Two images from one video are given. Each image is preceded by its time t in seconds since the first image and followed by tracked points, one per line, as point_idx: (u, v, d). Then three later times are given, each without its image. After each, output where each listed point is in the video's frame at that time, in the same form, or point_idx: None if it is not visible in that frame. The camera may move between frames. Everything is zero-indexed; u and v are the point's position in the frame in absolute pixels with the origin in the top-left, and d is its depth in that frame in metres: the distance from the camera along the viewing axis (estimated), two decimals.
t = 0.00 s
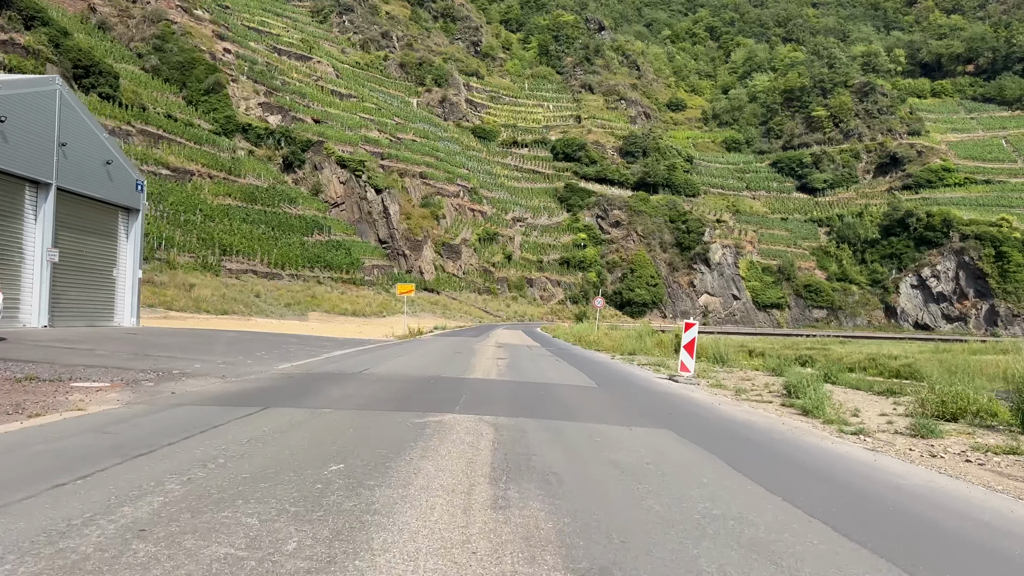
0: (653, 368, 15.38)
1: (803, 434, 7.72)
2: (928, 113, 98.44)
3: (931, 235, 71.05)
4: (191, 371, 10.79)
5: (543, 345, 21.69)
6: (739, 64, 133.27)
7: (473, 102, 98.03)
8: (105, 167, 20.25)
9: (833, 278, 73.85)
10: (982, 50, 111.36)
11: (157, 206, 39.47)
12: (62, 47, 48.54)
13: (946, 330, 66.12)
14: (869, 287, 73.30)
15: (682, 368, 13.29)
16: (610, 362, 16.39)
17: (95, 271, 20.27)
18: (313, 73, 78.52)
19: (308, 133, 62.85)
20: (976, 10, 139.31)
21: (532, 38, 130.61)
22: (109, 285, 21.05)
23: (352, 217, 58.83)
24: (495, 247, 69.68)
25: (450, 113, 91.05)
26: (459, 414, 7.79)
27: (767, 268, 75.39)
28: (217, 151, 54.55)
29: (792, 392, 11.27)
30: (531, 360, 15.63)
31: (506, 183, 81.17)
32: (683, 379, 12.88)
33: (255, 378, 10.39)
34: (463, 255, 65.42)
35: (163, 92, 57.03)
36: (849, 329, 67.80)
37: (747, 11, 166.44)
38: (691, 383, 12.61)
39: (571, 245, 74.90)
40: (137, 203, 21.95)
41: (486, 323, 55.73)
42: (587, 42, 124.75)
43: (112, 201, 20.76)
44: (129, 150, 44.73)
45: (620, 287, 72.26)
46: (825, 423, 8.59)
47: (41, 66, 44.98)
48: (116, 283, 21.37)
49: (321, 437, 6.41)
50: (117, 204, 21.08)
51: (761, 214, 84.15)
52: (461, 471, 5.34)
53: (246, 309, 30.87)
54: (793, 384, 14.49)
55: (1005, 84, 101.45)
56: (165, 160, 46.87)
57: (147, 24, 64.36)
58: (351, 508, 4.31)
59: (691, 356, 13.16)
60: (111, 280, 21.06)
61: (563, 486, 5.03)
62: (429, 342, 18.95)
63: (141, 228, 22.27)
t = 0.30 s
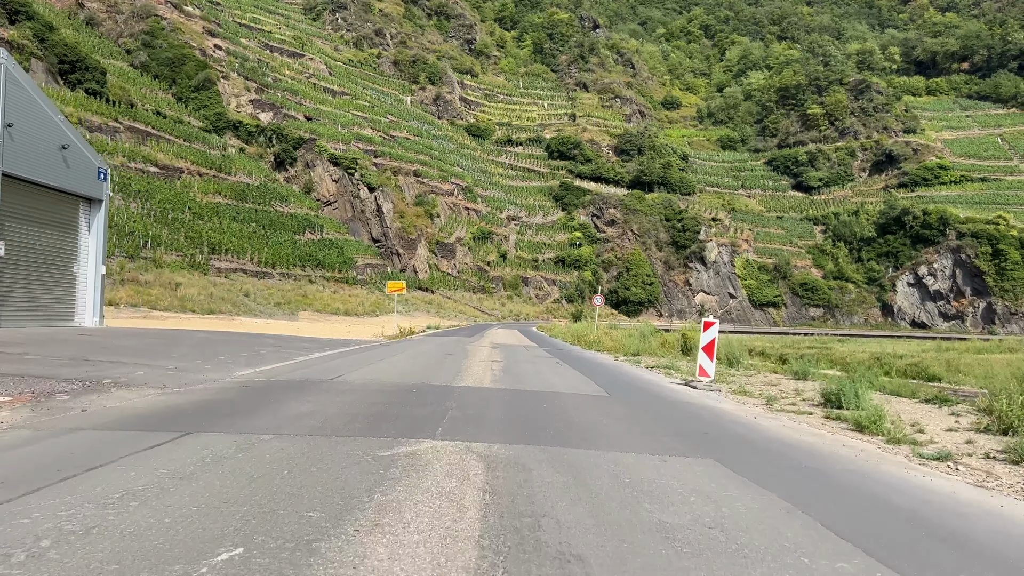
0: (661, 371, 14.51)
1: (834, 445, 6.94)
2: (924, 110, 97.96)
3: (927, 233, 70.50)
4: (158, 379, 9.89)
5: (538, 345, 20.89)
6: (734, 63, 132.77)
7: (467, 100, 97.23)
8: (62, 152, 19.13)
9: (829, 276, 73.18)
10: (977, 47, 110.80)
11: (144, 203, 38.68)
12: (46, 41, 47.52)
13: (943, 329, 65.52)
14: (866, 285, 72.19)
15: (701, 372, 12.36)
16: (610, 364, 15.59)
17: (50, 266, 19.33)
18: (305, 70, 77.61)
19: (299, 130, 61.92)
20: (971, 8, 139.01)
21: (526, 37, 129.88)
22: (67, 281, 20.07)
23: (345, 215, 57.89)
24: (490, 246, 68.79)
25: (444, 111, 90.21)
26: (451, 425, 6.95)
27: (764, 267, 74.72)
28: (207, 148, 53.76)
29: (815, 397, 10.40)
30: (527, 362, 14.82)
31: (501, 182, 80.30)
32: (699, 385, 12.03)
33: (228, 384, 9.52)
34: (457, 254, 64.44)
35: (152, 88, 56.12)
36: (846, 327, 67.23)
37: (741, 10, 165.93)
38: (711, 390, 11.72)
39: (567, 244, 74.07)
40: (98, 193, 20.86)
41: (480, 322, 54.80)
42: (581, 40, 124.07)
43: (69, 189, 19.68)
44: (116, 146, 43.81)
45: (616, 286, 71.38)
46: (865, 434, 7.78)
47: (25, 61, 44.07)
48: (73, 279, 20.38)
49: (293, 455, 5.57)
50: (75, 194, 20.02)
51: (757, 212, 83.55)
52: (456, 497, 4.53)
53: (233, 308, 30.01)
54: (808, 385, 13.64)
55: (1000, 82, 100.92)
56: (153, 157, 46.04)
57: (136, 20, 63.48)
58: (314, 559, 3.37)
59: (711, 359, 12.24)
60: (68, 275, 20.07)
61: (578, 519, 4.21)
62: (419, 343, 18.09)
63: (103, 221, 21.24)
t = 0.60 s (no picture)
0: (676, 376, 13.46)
1: (888, 481, 5.93)
2: (922, 109, 97.27)
3: (928, 232, 69.67)
4: (100, 389, 8.70)
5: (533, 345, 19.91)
6: (731, 62, 132.25)
7: (462, 98, 96.37)
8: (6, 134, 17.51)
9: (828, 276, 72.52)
10: (975, 46, 110.15)
11: (129, 199, 37.91)
12: (31, 35, 46.59)
13: (943, 329, 64.74)
14: (865, 285, 72.09)
15: (727, 382, 11.27)
16: (615, 367, 14.56)
17: None
18: (297, 66, 76.74)
19: (290, 126, 60.96)
20: (968, 6, 138.52)
21: (522, 35, 129.23)
22: (21, 275, 18.72)
23: (337, 213, 57.19)
24: (484, 245, 68.02)
25: (438, 109, 89.36)
26: (437, 456, 5.93)
27: (761, 266, 73.95)
28: (196, 144, 52.98)
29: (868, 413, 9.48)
30: (524, 365, 13.81)
31: (496, 180, 79.37)
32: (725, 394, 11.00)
33: (185, 396, 8.46)
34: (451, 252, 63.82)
35: (140, 84, 55.29)
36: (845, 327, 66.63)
37: (737, 8, 165.51)
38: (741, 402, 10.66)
39: (562, 242, 73.15)
40: (52, 178, 19.33)
41: (474, 322, 53.89)
42: (577, 38, 123.43)
43: (19, 175, 18.14)
44: (101, 142, 43.00)
45: (612, 285, 70.52)
46: (936, 464, 6.72)
47: (8, 55, 43.21)
48: (28, 272, 19.00)
49: (232, 497, 4.54)
50: (27, 180, 18.50)
51: (754, 211, 82.89)
52: None
53: (218, 307, 29.13)
54: (833, 393, 12.79)
55: (999, 81, 100.33)
56: (140, 153, 45.10)
57: (124, 14, 62.66)
58: None
59: (737, 364, 11.21)
60: (21, 269, 18.71)
61: None
62: (407, 346, 17.05)
63: (57, 208, 19.76)
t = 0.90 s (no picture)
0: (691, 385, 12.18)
1: (974, 521, 4.76)
2: (920, 109, 96.90)
3: (927, 233, 69.07)
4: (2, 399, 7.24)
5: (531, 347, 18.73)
6: (729, 61, 131.86)
7: (458, 95, 95.59)
8: None
9: (826, 277, 71.91)
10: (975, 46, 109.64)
11: (117, 195, 37.18)
12: (17, 27, 45.78)
13: (943, 330, 64.03)
14: (864, 285, 71.39)
15: (762, 396, 9.46)
16: (622, 374, 13.34)
17: None
18: (291, 62, 75.95)
19: (283, 123, 60.15)
20: (967, 6, 137.98)
21: (518, 33, 128.59)
22: None
23: (330, 211, 56.44)
24: (480, 244, 67.34)
25: (434, 106, 88.65)
26: (413, 490, 4.78)
27: (759, 266, 73.32)
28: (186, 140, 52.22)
29: (912, 428, 8.61)
30: (522, 371, 12.63)
31: (492, 179, 78.63)
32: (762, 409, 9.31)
33: (122, 405, 7.23)
34: (446, 251, 63.02)
35: (130, 79, 54.48)
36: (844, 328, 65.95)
37: (735, 7, 165.11)
38: (785, 418, 9.09)
39: (559, 242, 72.32)
40: None
41: (469, 322, 53.09)
42: (574, 36, 122.92)
43: None
44: (88, 137, 42.18)
45: (609, 285, 69.75)
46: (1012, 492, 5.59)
47: None
48: None
49: (126, 562, 3.35)
50: None
51: (752, 211, 82.22)
52: None
53: (205, 306, 28.29)
54: (857, 400, 11.93)
55: (998, 81, 99.79)
56: (128, 149, 44.21)
57: (115, 8, 61.91)
58: None
59: (774, 374, 9.35)
60: None
61: None
62: (396, 347, 15.89)
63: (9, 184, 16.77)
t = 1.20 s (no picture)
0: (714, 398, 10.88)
1: None
2: (920, 110, 96.26)
3: (927, 234, 68.37)
4: None
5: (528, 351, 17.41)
6: (727, 60, 131.18)
7: (456, 94, 94.76)
8: None
9: (826, 278, 71.27)
10: (974, 47, 108.88)
11: (108, 193, 36.33)
12: (6, 20, 44.84)
13: (943, 332, 63.34)
14: (863, 287, 70.69)
15: (817, 413, 8.03)
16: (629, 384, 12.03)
17: None
18: (287, 59, 75.13)
19: (278, 120, 59.34)
20: (966, 6, 137.49)
21: (517, 32, 127.89)
22: None
23: (325, 210, 55.60)
24: (477, 244, 66.76)
25: (431, 105, 87.86)
26: (363, 557, 3.41)
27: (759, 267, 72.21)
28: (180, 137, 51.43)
29: (955, 440, 7.87)
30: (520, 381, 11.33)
31: (490, 178, 77.87)
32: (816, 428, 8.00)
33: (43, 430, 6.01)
34: (443, 251, 62.29)
35: (123, 74, 53.60)
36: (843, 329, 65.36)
37: (733, 7, 164.46)
38: (844, 439, 7.80)
39: (557, 242, 71.67)
40: None
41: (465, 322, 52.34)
42: (572, 35, 122.19)
43: None
44: (79, 133, 41.29)
45: (607, 286, 68.98)
46: None
47: None
48: None
49: None
50: None
51: (751, 211, 81.55)
52: None
53: (195, 305, 27.53)
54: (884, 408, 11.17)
55: (998, 82, 99.13)
56: (120, 145, 43.36)
57: (108, 3, 61.04)
58: None
59: (831, 388, 7.82)
60: None
61: None
62: (381, 352, 14.60)
63: None
